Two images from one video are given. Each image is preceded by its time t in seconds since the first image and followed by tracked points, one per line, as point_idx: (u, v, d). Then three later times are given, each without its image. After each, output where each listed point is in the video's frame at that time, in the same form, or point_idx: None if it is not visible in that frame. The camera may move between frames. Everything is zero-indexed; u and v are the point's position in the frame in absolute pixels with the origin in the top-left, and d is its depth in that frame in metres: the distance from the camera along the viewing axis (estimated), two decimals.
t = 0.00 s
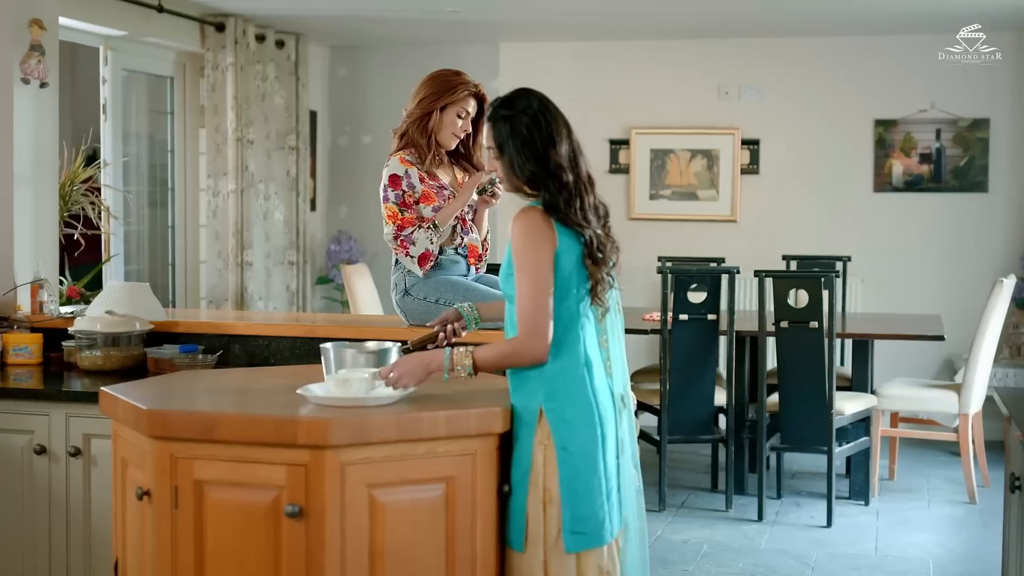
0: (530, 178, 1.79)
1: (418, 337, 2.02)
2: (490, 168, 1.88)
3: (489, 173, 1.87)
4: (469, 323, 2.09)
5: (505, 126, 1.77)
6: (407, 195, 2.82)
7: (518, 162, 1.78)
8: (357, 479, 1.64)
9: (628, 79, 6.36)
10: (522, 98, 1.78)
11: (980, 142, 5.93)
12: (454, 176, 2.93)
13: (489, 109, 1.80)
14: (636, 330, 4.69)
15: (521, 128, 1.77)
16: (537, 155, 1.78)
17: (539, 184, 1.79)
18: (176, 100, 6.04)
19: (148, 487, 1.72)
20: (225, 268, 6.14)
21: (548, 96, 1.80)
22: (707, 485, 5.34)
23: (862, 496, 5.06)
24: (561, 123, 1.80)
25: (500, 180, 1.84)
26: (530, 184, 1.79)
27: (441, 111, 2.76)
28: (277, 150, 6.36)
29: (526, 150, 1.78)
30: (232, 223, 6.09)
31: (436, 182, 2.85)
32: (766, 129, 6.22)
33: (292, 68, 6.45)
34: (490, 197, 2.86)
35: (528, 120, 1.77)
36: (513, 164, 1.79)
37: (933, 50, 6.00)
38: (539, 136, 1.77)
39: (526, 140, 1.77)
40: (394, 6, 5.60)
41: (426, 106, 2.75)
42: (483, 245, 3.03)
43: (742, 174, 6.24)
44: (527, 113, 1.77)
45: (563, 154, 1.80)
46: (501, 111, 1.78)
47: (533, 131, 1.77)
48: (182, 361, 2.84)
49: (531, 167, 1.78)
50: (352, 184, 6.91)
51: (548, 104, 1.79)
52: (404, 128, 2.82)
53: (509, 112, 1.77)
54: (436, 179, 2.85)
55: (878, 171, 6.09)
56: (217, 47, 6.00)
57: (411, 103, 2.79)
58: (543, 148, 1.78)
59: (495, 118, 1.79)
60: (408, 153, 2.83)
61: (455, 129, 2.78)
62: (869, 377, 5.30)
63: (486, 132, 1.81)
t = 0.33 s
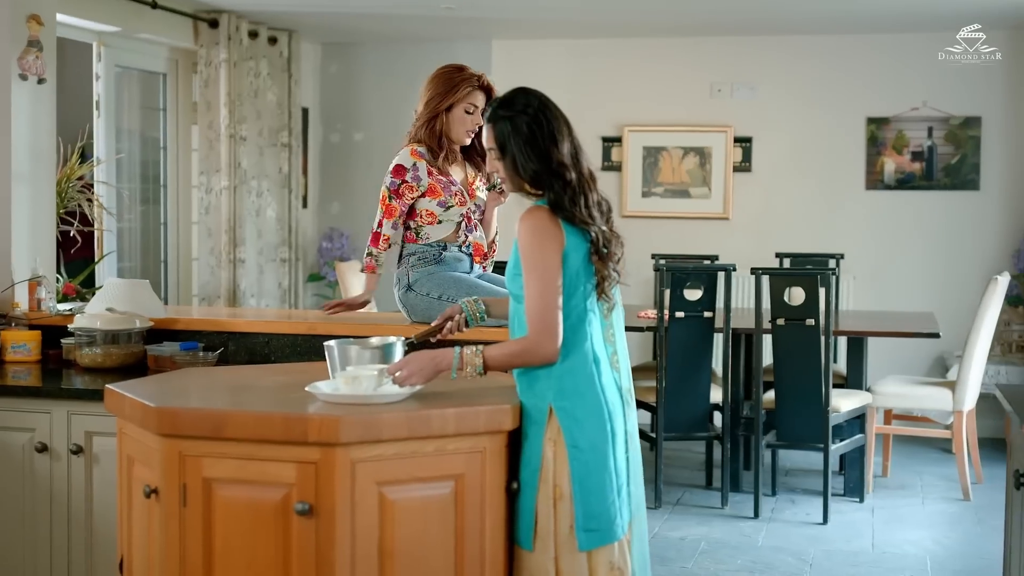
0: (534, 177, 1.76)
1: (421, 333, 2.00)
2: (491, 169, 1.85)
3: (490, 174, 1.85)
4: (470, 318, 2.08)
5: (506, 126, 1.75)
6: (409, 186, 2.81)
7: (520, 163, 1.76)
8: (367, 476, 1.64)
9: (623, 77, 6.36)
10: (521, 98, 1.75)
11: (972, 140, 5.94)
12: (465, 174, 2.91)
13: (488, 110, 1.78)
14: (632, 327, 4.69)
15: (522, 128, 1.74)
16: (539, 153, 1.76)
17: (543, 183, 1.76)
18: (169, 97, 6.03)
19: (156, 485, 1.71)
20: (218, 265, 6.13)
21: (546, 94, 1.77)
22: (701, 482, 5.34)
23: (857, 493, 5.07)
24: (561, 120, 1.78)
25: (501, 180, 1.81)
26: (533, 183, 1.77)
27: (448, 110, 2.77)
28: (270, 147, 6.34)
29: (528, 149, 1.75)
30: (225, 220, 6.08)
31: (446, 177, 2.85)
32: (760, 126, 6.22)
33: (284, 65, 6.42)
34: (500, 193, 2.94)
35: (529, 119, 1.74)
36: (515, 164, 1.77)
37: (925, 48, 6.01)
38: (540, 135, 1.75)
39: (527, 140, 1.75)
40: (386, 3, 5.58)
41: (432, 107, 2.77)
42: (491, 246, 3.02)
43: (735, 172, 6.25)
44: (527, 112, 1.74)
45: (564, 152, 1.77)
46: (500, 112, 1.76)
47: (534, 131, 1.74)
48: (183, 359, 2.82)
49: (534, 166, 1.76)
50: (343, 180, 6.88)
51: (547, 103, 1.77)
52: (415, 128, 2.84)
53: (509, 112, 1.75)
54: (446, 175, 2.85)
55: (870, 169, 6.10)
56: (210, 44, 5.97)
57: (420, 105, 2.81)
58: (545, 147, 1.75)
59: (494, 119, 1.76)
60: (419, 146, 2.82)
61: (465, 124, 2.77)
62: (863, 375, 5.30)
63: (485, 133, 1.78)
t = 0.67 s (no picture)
0: (535, 178, 1.76)
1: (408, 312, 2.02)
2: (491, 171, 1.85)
3: (489, 176, 1.85)
4: (458, 304, 2.14)
5: (508, 127, 1.75)
6: (386, 191, 2.84)
7: (521, 164, 1.76)
8: (367, 476, 1.63)
9: (605, 77, 6.37)
10: (521, 98, 1.76)
11: (950, 142, 5.98)
12: (438, 171, 2.91)
13: (487, 111, 1.78)
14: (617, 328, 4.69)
15: (524, 128, 1.75)
16: (540, 154, 1.76)
17: (544, 183, 1.76)
18: (148, 96, 6.00)
19: (154, 486, 1.70)
20: (198, 265, 6.09)
21: (545, 95, 1.78)
22: (684, 482, 5.36)
23: (839, 492, 5.11)
24: (561, 121, 1.78)
25: (502, 182, 1.81)
26: (534, 184, 1.77)
27: (426, 107, 2.79)
28: (250, 147, 6.30)
29: (528, 149, 1.76)
30: (205, 220, 6.04)
31: (422, 178, 2.88)
32: (742, 127, 6.25)
33: (264, 64, 6.38)
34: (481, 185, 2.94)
35: (529, 120, 1.75)
36: (516, 165, 1.77)
37: (904, 50, 6.05)
38: (540, 136, 1.75)
39: (528, 140, 1.75)
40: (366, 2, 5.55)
41: (411, 103, 2.78)
42: (474, 239, 2.96)
43: (715, 173, 6.27)
44: (527, 112, 1.75)
45: (565, 152, 1.78)
46: (499, 113, 1.76)
47: (534, 131, 1.75)
48: (172, 359, 2.80)
49: (536, 166, 1.76)
50: (323, 180, 6.85)
51: (547, 104, 1.78)
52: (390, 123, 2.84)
53: (510, 113, 1.75)
54: (421, 175, 2.87)
55: (849, 170, 6.13)
56: (191, 43, 5.94)
57: (395, 102, 2.81)
58: (546, 148, 1.76)
59: (495, 120, 1.77)
60: (392, 149, 2.86)
61: (443, 122, 2.80)
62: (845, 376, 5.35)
63: (486, 134, 1.79)
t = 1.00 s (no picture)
0: (546, 177, 1.77)
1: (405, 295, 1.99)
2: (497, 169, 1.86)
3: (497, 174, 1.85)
4: (453, 289, 2.06)
5: (518, 127, 1.76)
6: (375, 191, 2.78)
7: (532, 163, 1.77)
8: (376, 473, 1.63)
9: (595, 76, 6.39)
10: (530, 97, 1.76)
11: (935, 141, 6.00)
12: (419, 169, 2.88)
13: (495, 110, 1.78)
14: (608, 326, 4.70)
15: (535, 128, 1.76)
16: (550, 153, 1.77)
17: (555, 182, 1.78)
18: (136, 93, 5.98)
19: (160, 484, 1.69)
20: (186, 263, 6.07)
21: (552, 92, 1.78)
22: (674, 479, 5.38)
23: (829, 490, 5.14)
24: (569, 119, 1.79)
25: (511, 180, 1.82)
26: (545, 183, 1.78)
27: (401, 107, 2.77)
28: (237, 145, 6.29)
29: (538, 148, 1.77)
30: (193, 217, 6.02)
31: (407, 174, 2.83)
32: (731, 126, 6.27)
33: (251, 62, 6.35)
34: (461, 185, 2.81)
35: (538, 119, 1.76)
36: (526, 164, 1.78)
37: (890, 50, 6.08)
38: (550, 135, 1.76)
39: (537, 139, 1.76)
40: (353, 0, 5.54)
41: (386, 101, 2.75)
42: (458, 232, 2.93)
43: (701, 171, 6.29)
44: (536, 112, 1.76)
45: (574, 151, 1.79)
46: (508, 112, 1.76)
47: (544, 130, 1.76)
48: (171, 357, 2.79)
49: (547, 165, 1.77)
50: (309, 178, 6.84)
51: (556, 102, 1.78)
52: (363, 122, 2.80)
53: (520, 112, 1.76)
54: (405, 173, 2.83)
55: (835, 169, 6.16)
56: (179, 40, 5.91)
57: (369, 102, 2.78)
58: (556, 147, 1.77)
59: (504, 119, 1.77)
60: (376, 148, 2.80)
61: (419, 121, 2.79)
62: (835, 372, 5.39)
63: (495, 133, 1.79)
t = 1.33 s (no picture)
0: (560, 179, 1.81)
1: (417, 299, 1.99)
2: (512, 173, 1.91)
3: (510, 177, 1.89)
4: (464, 292, 2.06)
5: (533, 129, 1.80)
6: (384, 196, 2.80)
7: (546, 165, 1.82)
8: (392, 475, 1.63)
9: (587, 77, 6.39)
10: (544, 100, 1.81)
11: (923, 141, 6.04)
12: (427, 171, 2.90)
13: (509, 115, 1.83)
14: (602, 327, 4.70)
15: (549, 129, 1.80)
16: (563, 155, 1.81)
17: (570, 185, 1.81)
18: (125, 94, 5.95)
19: (174, 487, 1.69)
20: (177, 265, 6.04)
21: (566, 96, 1.83)
22: (667, 480, 5.39)
23: (822, 489, 5.16)
24: (583, 123, 1.84)
25: (525, 183, 1.86)
26: (559, 186, 1.82)
27: (412, 111, 2.77)
28: (226, 145, 6.29)
29: (552, 151, 1.81)
30: (184, 218, 6.00)
31: (415, 178, 2.85)
32: (723, 126, 6.28)
33: (240, 63, 6.37)
34: (466, 189, 2.87)
35: (552, 122, 1.80)
36: (541, 166, 1.82)
37: (879, 51, 6.10)
38: (563, 137, 1.81)
39: (551, 141, 1.81)
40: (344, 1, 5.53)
41: (397, 105, 2.76)
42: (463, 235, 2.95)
43: (690, 172, 6.31)
44: (550, 115, 1.80)
45: (587, 154, 1.83)
46: (522, 115, 1.81)
47: (558, 133, 1.81)
48: (173, 359, 2.78)
49: (561, 167, 1.81)
50: (299, 179, 6.82)
51: (569, 105, 1.83)
52: (374, 124, 2.80)
53: (534, 114, 1.80)
54: (413, 176, 2.84)
55: (823, 169, 6.18)
56: (169, 41, 5.88)
57: (380, 104, 2.78)
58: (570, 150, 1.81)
59: (519, 122, 1.81)
60: (385, 151, 2.81)
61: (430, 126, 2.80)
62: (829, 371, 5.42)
63: (509, 136, 1.83)
